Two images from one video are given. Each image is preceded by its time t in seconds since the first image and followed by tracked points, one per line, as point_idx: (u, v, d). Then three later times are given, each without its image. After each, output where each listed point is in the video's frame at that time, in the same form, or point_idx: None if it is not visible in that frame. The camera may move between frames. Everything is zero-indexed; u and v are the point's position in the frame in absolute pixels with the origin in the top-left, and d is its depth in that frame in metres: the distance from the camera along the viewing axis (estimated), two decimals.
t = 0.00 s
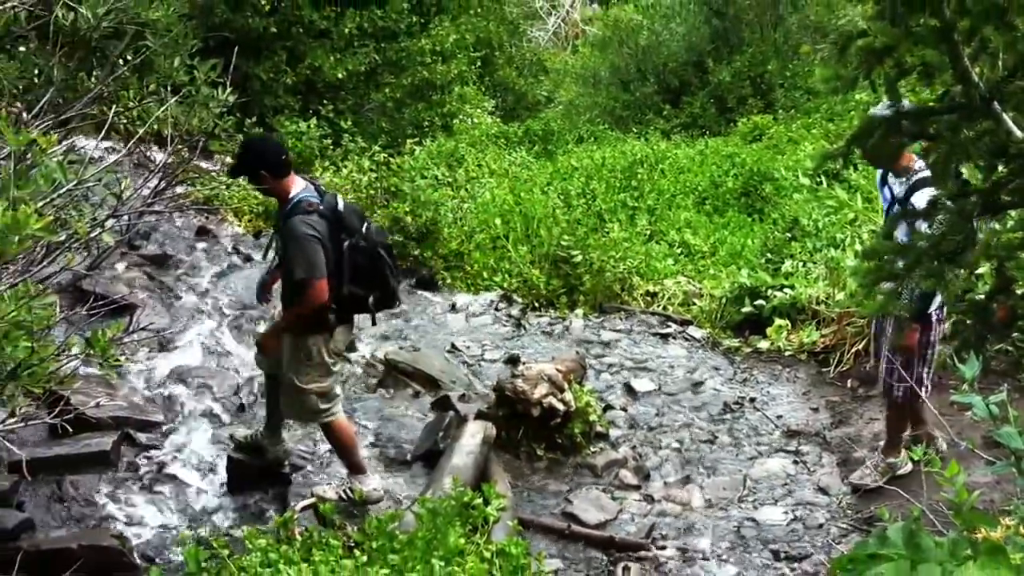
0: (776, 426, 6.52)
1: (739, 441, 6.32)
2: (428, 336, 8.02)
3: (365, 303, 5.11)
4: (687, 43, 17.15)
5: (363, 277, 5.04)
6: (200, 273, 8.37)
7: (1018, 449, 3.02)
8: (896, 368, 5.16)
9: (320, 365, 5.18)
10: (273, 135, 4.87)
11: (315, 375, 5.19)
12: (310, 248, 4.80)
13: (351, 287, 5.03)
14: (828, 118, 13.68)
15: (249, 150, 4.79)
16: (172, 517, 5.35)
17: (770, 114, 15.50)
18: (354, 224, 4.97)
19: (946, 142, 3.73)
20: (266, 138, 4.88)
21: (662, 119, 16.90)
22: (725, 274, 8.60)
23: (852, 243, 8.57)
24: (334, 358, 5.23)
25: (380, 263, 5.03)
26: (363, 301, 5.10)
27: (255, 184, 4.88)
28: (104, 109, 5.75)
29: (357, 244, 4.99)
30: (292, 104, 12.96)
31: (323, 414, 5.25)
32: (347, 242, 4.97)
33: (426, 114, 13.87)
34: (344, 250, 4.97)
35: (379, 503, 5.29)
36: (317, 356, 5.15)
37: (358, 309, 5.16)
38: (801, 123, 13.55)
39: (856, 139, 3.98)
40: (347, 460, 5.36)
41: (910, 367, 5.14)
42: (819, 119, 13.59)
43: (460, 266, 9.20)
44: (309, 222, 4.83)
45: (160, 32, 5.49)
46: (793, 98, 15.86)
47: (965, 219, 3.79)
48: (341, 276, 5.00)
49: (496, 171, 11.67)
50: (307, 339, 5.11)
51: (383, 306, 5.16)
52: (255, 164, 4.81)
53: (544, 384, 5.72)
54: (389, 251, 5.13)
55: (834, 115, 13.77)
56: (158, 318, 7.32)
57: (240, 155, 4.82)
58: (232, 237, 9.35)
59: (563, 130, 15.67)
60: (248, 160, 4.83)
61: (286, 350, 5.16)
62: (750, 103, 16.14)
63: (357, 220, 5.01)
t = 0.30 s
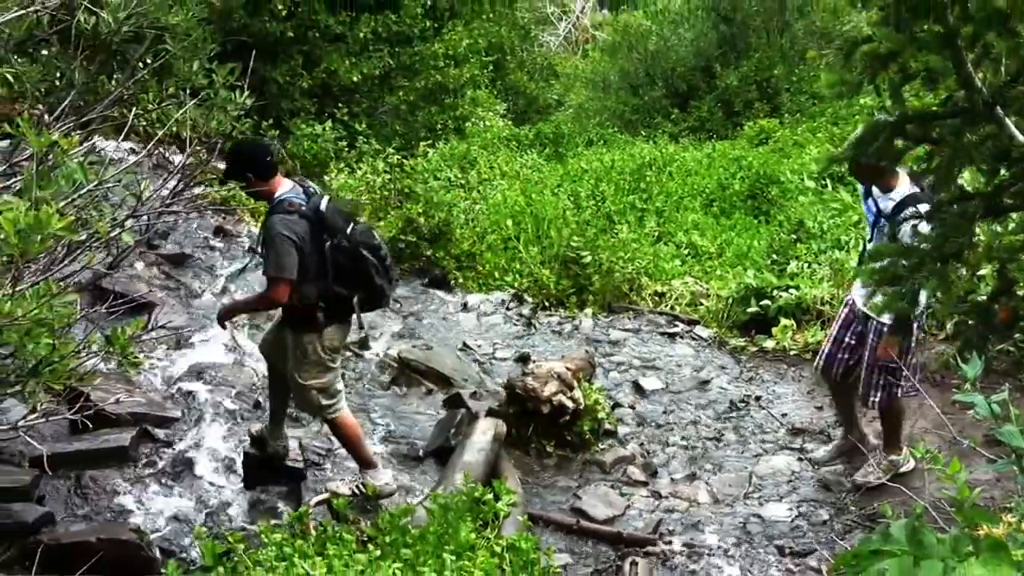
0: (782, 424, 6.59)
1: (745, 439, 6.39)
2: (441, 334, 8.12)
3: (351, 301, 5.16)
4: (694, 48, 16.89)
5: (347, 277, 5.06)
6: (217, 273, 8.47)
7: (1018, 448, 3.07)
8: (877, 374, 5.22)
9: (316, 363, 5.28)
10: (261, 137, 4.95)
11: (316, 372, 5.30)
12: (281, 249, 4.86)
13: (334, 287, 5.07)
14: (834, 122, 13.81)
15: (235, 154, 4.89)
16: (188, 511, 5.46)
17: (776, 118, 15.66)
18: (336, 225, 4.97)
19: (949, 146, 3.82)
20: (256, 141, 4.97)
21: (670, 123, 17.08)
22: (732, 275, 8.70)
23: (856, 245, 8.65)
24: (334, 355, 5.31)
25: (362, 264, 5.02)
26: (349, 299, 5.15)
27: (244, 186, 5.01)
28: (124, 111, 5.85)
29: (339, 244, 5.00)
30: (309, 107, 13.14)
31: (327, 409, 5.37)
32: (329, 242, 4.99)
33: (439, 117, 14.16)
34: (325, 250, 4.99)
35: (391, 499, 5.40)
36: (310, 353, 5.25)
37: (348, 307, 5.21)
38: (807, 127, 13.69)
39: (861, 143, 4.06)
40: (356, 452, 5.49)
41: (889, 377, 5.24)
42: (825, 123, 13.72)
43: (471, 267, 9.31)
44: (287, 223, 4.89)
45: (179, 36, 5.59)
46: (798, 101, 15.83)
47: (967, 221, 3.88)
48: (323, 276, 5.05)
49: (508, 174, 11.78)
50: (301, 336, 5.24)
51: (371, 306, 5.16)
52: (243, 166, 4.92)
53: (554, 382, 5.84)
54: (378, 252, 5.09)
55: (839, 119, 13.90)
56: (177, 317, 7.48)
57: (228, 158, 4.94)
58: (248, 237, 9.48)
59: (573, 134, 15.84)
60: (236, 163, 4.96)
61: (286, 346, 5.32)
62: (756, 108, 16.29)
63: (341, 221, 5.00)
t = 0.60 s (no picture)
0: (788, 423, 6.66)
1: (752, 438, 6.47)
2: (455, 334, 8.22)
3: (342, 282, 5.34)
4: (704, 55, 17.38)
5: (337, 260, 5.26)
6: (234, 273, 8.59)
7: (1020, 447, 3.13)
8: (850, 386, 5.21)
9: (315, 348, 5.43)
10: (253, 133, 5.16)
11: (316, 357, 5.44)
12: (272, 235, 5.03)
13: (325, 270, 5.26)
14: (840, 127, 13.96)
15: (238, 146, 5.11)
16: (207, 507, 5.57)
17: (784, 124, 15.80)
18: (323, 208, 5.17)
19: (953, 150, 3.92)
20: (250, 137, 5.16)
21: (680, 128, 17.23)
22: (740, 277, 8.80)
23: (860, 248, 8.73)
24: (333, 339, 5.45)
25: (350, 245, 5.22)
26: (339, 281, 5.34)
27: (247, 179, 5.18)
28: (144, 114, 5.96)
29: (327, 227, 5.19)
30: (325, 111, 13.22)
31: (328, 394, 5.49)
32: (317, 225, 5.17)
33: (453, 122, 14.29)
34: (314, 234, 5.17)
35: (404, 496, 5.51)
36: (308, 338, 5.40)
37: (340, 289, 5.39)
38: (813, 132, 13.83)
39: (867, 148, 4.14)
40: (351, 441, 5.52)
41: (857, 387, 5.24)
42: (831, 129, 13.87)
43: (485, 267, 9.42)
44: (275, 209, 5.06)
45: (199, 41, 5.69)
46: (806, 108, 16.19)
47: (971, 225, 3.97)
48: (314, 260, 5.22)
49: (520, 177, 11.88)
50: (299, 322, 5.38)
51: (362, 285, 5.35)
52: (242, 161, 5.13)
53: (565, 381, 5.92)
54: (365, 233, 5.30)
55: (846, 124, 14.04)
56: (196, 316, 7.62)
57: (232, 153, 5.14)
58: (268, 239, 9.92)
59: (584, 138, 15.95)
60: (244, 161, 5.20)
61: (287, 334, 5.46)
62: (765, 113, 16.40)
63: (327, 204, 5.21)
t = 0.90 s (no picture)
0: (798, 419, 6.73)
1: (763, 433, 6.55)
2: (471, 330, 8.33)
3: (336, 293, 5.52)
4: (716, 59, 17.52)
5: (334, 269, 5.44)
6: (256, 269, 8.72)
7: None
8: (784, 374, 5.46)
9: (309, 351, 5.62)
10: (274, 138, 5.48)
11: (317, 359, 5.63)
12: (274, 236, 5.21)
13: (322, 277, 5.44)
14: (850, 129, 14.02)
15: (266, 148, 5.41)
16: (229, 499, 5.69)
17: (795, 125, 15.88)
18: (329, 218, 5.34)
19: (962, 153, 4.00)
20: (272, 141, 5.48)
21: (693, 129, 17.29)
22: (752, 275, 8.86)
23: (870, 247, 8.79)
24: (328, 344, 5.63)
25: (348, 257, 5.40)
26: (334, 290, 5.51)
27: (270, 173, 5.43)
28: (169, 114, 6.08)
29: (329, 236, 5.37)
30: (345, 112, 13.38)
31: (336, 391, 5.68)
32: (319, 233, 5.35)
33: (471, 122, 14.28)
34: (315, 240, 5.35)
35: (421, 488, 5.61)
36: (302, 340, 5.60)
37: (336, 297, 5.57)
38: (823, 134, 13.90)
39: (877, 150, 4.21)
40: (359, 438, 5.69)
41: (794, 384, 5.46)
42: (840, 131, 13.94)
43: (501, 265, 9.52)
44: (282, 211, 5.24)
45: (223, 42, 5.78)
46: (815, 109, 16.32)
47: (979, 226, 4.04)
48: (313, 266, 5.40)
49: (536, 177, 11.97)
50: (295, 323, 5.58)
51: (356, 298, 5.53)
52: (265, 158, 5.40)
53: (580, 377, 6.03)
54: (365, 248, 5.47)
55: (857, 125, 14.08)
56: (218, 312, 7.78)
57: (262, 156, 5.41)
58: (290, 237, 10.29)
59: (599, 139, 16.01)
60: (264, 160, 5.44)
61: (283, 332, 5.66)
62: (776, 114, 16.46)
63: (333, 214, 5.38)
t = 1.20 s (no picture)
0: (805, 417, 6.81)
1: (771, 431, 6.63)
2: (483, 329, 8.43)
3: (316, 273, 6.01)
4: (725, 63, 17.54)
5: (320, 252, 5.93)
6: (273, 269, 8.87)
7: None
8: (716, 383, 5.43)
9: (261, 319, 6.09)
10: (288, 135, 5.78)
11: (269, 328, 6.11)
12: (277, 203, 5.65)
13: (307, 256, 5.92)
14: (856, 133, 14.11)
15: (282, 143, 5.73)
16: (246, 494, 5.81)
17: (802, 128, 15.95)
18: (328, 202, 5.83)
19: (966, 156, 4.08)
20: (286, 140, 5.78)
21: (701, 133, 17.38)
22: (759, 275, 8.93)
23: (876, 248, 8.87)
24: (290, 321, 6.12)
25: (338, 243, 5.90)
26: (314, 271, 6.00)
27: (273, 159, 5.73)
28: (189, 117, 6.21)
29: (323, 218, 5.85)
30: (361, 115, 13.62)
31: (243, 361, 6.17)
32: (316, 213, 5.83)
33: (484, 125, 14.32)
34: (311, 219, 5.82)
35: (434, 483, 5.72)
36: (271, 310, 6.06)
37: (313, 279, 6.05)
38: (829, 138, 13.99)
39: (882, 153, 4.30)
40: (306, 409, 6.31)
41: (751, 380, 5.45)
42: (846, 135, 14.05)
43: (513, 264, 9.63)
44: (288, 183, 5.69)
45: (241, 46, 5.88)
46: (823, 113, 16.26)
47: (984, 227, 4.12)
48: (301, 242, 5.87)
49: (548, 178, 12.07)
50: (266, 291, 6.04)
51: (334, 285, 6.04)
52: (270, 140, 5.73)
53: (591, 375, 6.12)
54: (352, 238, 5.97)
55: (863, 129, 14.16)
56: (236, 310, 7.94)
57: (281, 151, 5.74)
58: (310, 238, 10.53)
59: (610, 142, 16.10)
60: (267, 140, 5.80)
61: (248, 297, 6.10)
62: (783, 118, 16.54)
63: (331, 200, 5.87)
